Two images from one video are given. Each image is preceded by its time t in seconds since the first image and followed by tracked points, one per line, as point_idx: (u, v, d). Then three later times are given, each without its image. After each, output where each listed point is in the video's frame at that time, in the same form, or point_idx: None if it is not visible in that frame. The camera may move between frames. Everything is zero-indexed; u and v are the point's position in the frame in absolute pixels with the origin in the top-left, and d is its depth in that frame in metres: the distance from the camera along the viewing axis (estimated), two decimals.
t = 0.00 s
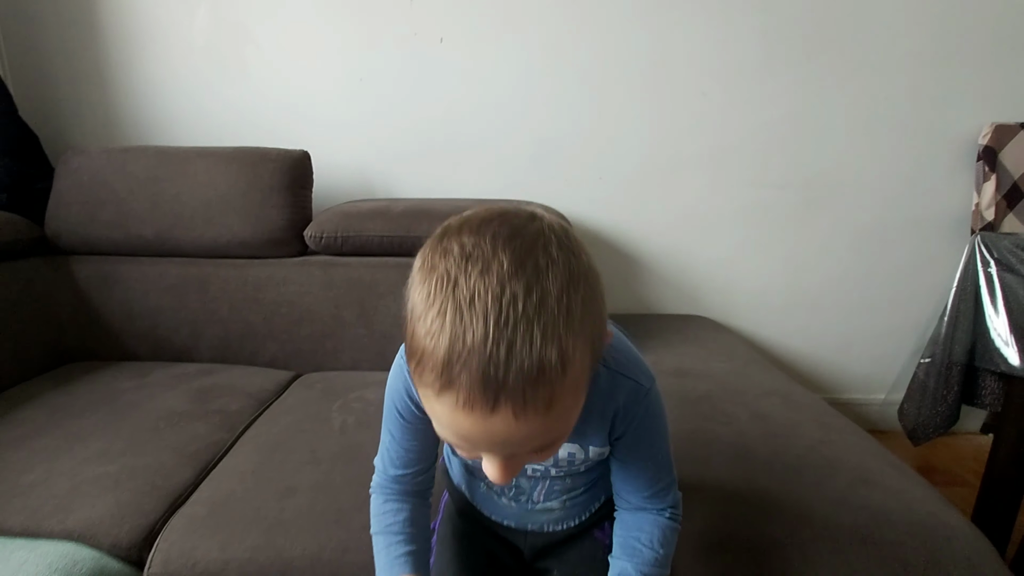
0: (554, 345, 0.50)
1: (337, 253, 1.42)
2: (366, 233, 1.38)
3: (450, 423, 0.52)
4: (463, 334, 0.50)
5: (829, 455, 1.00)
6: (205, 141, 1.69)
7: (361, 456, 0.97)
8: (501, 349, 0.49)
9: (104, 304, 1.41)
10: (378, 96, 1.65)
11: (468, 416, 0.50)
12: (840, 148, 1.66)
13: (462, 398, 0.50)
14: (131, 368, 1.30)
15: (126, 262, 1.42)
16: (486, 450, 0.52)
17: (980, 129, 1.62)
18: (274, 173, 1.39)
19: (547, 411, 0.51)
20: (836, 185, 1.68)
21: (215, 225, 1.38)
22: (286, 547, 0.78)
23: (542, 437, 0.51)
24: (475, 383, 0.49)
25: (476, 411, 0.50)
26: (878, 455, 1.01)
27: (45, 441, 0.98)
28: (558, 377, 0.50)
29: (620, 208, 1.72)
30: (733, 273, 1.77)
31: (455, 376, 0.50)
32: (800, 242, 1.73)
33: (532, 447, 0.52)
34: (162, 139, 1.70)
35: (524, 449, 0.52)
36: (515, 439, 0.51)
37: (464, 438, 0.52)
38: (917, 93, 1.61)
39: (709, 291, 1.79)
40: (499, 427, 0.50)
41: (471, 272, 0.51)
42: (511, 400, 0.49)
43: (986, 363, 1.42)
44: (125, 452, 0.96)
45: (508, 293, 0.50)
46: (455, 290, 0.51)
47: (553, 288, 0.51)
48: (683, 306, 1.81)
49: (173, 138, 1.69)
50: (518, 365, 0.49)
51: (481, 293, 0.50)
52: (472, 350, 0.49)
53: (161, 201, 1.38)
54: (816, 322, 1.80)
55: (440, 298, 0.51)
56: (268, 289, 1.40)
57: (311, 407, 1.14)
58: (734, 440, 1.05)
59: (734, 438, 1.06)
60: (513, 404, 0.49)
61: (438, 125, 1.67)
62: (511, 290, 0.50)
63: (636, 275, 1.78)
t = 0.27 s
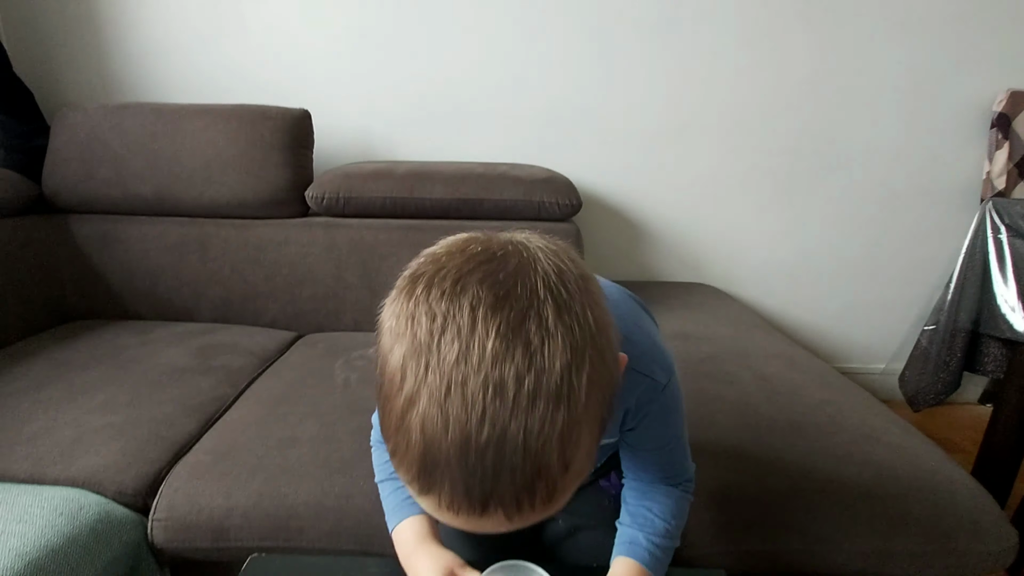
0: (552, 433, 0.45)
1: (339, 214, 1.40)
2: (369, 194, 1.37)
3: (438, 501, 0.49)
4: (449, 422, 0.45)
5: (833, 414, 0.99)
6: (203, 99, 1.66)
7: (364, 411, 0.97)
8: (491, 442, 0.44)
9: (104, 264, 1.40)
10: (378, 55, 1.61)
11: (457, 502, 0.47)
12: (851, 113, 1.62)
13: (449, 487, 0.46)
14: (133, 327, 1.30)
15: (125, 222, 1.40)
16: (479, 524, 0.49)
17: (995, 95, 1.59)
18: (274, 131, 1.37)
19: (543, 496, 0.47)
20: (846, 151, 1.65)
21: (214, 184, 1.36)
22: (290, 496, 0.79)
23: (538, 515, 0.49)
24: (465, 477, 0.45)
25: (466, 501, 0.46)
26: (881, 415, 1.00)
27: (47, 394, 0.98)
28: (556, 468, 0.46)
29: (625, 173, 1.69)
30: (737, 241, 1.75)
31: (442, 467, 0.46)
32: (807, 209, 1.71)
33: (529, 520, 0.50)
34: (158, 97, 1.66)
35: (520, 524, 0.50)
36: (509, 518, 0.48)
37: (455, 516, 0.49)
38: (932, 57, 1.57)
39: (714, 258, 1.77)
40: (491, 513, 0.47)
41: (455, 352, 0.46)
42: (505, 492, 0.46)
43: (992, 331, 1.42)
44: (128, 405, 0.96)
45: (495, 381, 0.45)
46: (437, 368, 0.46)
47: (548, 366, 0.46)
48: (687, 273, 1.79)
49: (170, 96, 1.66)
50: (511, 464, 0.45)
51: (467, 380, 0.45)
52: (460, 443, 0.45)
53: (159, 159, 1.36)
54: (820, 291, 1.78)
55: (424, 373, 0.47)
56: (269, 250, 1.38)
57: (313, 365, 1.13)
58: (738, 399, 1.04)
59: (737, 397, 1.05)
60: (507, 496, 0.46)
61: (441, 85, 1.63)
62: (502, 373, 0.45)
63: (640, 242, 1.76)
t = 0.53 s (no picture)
0: (527, 445, 0.41)
1: (334, 183, 1.37)
2: (364, 161, 1.33)
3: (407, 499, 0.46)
4: (407, 429, 0.40)
5: (843, 380, 0.97)
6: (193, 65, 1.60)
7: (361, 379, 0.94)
8: (457, 448, 0.40)
9: (95, 235, 1.37)
10: (373, 19, 1.56)
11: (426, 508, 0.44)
12: (862, 75, 1.57)
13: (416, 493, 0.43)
14: (126, 299, 1.27)
15: (114, 192, 1.37)
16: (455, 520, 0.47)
17: (1012, 55, 1.54)
18: (265, 97, 1.32)
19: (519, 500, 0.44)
20: (856, 114, 1.60)
21: (206, 152, 1.32)
22: (284, 463, 0.77)
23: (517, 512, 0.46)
24: (430, 486, 0.42)
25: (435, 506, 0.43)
26: (892, 381, 0.98)
27: (37, 364, 0.96)
28: (535, 469, 0.42)
29: (628, 139, 1.64)
30: (743, 210, 1.71)
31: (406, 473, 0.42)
32: (814, 176, 1.66)
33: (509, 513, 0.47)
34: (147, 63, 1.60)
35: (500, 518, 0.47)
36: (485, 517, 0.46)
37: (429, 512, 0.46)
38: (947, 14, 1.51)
39: (719, 228, 1.73)
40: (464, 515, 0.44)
41: (409, 349, 0.40)
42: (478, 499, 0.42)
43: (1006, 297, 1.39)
44: (119, 375, 0.94)
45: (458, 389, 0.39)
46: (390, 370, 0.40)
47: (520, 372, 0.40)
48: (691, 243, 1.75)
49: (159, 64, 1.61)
50: (483, 473, 0.41)
51: (426, 384, 0.40)
52: (423, 454, 0.41)
53: (148, 126, 1.32)
54: (827, 261, 1.75)
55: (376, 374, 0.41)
56: (263, 220, 1.35)
57: (309, 335, 1.11)
58: (744, 365, 1.02)
59: (743, 363, 1.03)
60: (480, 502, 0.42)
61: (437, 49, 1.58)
62: (465, 377, 0.40)
63: (643, 211, 1.72)
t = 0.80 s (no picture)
0: (519, 98, 0.41)
1: (329, 144, 1.33)
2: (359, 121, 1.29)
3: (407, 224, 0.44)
4: (402, 114, 0.41)
5: (849, 341, 0.95)
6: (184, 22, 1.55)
7: (358, 341, 0.93)
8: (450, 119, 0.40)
9: (88, 198, 1.35)
10: None
11: (423, 202, 0.42)
12: (877, 30, 1.51)
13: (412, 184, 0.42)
14: (121, 263, 1.26)
15: (107, 154, 1.34)
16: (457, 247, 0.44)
17: None
18: (257, 53, 1.28)
19: (519, 184, 0.42)
20: (868, 72, 1.55)
21: (198, 112, 1.29)
22: (280, 424, 0.76)
23: (521, 224, 0.43)
24: (425, 157, 0.41)
25: (433, 197, 0.42)
26: (899, 343, 0.96)
27: (32, 326, 0.95)
28: (518, 111, 0.41)
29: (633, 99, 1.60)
30: (749, 172, 1.67)
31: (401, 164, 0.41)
32: (823, 136, 1.62)
33: (515, 236, 0.44)
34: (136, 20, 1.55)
35: (506, 241, 0.44)
36: (488, 224, 0.42)
37: (431, 238, 0.44)
38: None
39: (724, 191, 1.69)
40: (464, 213, 0.42)
41: (395, 9, 0.42)
42: (474, 174, 0.41)
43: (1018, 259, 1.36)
44: (115, 337, 0.93)
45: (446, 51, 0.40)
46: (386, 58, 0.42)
47: (502, 6, 0.42)
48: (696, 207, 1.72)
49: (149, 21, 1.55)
50: (468, 96, 0.40)
51: (410, 26, 0.41)
52: (417, 122, 0.40)
53: (138, 85, 1.29)
54: (834, 226, 1.71)
55: (367, 82, 0.42)
56: (258, 182, 1.32)
57: (306, 298, 1.09)
58: (748, 326, 1.00)
59: (747, 324, 1.01)
60: (476, 177, 0.41)
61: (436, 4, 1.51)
62: (450, 19, 0.41)
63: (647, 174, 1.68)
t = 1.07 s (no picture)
0: None
1: (325, 122, 1.32)
2: (355, 98, 1.27)
3: (455, 25, 0.55)
4: None
5: (846, 321, 0.95)
6: None
7: (355, 321, 0.94)
8: None
9: (83, 178, 1.34)
10: None
11: None
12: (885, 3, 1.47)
13: None
14: (118, 243, 1.25)
15: (100, 133, 1.33)
16: (495, 46, 0.55)
17: None
18: (250, 29, 1.26)
19: None
20: (875, 46, 1.51)
21: (191, 89, 1.27)
22: (278, 403, 0.77)
23: (547, 23, 0.54)
24: None
25: None
26: (897, 323, 0.96)
27: (28, 307, 0.95)
28: None
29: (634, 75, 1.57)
30: (751, 151, 1.65)
31: None
32: (827, 113, 1.59)
33: (541, 43, 0.56)
34: None
35: (531, 43, 0.55)
36: (521, 15, 0.53)
37: (474, 36, 0.55)
38: None
39: (725, 169, 1.67)
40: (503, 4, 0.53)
41: None
42: None
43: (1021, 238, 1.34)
44: (111, 317, 0.93)
45: None
46: None
47: None
48: (697, 186, 1.71)
49: None
50: None
51: None
52: None
53: (129, 62, 1.27)
54: (836, 205, 1.70)
55: None
56: (254, 161, 1.31)
57: (303, 278, 1.09)
58: (745, 307, 1.00)
59: (744, 304, 1.01)
60: None
61: None
62: None
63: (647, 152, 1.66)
